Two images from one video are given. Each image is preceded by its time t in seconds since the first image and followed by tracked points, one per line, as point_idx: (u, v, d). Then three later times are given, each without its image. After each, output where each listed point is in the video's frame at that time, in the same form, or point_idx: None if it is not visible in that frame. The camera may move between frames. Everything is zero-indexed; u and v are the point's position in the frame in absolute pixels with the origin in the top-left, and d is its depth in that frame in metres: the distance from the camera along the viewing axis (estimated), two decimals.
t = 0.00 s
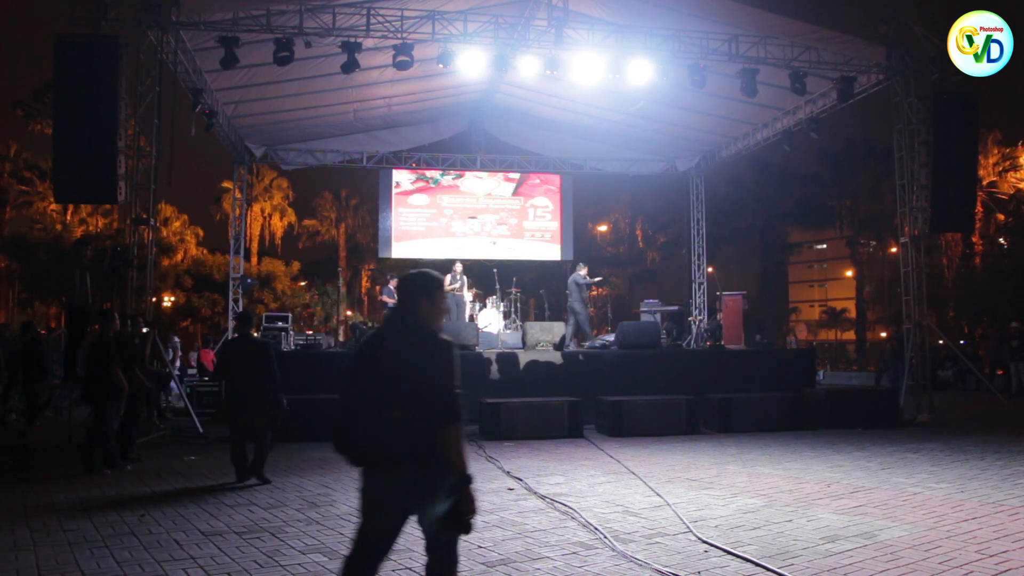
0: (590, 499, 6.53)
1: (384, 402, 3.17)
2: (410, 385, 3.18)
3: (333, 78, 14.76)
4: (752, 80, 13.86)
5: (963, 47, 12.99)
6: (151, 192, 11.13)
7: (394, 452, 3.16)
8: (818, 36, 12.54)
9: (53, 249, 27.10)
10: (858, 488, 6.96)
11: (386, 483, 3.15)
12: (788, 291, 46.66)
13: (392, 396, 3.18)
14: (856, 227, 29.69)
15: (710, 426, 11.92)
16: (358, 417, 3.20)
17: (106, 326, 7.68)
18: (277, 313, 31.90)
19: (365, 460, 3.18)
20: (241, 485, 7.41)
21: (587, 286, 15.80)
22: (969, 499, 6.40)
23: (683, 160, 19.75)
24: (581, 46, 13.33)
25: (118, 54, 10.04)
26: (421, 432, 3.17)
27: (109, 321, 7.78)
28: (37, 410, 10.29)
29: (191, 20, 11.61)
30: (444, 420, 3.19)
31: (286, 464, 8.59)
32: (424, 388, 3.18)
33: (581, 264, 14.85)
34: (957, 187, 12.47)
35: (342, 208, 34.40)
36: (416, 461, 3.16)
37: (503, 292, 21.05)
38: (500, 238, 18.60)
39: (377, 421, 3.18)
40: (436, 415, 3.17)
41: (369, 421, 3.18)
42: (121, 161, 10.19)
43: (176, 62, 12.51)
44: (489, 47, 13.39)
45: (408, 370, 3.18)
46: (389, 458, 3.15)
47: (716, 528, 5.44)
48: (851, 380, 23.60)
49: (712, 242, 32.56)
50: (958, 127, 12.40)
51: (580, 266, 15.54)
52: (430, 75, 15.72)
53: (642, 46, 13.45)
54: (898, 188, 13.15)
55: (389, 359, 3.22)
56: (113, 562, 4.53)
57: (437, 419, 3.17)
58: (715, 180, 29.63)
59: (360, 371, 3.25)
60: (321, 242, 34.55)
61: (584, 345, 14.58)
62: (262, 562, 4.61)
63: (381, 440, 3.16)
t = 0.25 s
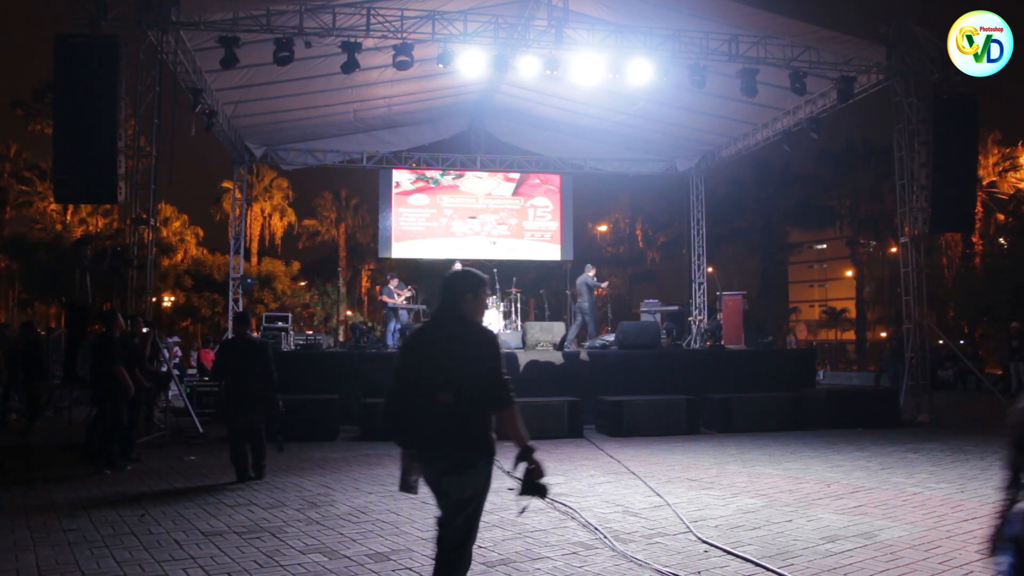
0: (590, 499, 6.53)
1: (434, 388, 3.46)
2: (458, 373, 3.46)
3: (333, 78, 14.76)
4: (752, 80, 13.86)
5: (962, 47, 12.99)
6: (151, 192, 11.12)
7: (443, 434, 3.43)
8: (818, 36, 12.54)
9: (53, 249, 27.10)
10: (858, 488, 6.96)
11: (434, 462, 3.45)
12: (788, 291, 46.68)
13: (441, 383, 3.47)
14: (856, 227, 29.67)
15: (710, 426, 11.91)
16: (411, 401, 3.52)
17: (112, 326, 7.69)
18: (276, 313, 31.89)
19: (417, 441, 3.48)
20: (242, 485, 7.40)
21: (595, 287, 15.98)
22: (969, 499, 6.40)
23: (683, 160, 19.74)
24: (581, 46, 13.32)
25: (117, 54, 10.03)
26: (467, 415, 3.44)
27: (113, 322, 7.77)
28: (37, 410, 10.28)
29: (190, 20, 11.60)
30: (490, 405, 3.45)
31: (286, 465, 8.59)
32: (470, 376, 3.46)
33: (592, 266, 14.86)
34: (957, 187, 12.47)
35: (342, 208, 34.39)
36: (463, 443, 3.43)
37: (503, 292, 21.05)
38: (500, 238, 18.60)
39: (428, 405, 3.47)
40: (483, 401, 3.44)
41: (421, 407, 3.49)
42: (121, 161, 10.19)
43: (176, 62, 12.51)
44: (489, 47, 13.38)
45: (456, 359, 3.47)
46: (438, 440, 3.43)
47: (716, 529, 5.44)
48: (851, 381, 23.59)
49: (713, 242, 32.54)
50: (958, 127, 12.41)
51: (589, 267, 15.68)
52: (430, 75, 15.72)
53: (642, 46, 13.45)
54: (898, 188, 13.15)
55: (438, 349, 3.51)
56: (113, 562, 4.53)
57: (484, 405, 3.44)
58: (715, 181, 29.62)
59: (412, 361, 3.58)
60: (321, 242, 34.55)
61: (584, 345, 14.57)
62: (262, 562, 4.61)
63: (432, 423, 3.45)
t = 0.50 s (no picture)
0: (590, 499, 6.53)
1: (475, 395, 3.27)
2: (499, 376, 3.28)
3: (333, 78, 14.76)
4: (752, 80, 13.85)
5: (962, 47, 12.99)
6: (152, 192, 11.14)
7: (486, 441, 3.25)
8: (818, 36, 12.54)
9: (53, 249, 27.12)
10: (858, 488, 6.96)
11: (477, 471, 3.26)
12: (788, 291, 46.73)
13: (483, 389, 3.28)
14: (856, 227, 29.73)
15: (710, 426, 11.93)
16: (452, 411, 3.34)
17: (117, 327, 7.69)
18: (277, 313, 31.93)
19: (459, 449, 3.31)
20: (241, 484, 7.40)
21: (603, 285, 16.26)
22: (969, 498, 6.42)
23: (683, 160, 19.75)
24: (581, 46, 13.31)
25: (118, 54, 10.04)
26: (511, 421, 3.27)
27: (119, 322, 7.78)
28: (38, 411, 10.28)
29: (191, 20, 11.61)
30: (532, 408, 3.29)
31: (287, 465, 8.59)
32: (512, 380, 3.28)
33: (597, 264, 15.05)
34: (957, 187, 12.48)
35: (342, 208, 34.40)
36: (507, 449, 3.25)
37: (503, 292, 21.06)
38: (500, 238, 18.61)
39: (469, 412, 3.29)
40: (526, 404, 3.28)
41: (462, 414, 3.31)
42: (121, 161, 10.20)
43: (176, 62, 12.53)
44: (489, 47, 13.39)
45: (495, 363, 3.29)
46: (479, 447, 3.25)
47: (716, 528, 5.44)
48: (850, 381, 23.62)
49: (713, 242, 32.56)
50: (958, 127, 12.41)
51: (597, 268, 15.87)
52: (430, 75, 15.72)
53: (642, 46, 13.44)
54: (898, 189, 13.15)
55: (478, 354, 3.33)
56: (112, 562, 4.53)
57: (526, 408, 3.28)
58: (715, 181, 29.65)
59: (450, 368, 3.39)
60: (321, 242, 34.56)
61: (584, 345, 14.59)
62: (262, 562, 4.61)
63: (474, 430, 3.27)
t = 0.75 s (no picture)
0: (590, 499, 6.53)
1: (512, 387, 3.67)
2: (533, 369, 3.68)
3: (333, 78, 14.76)
4: (752, 80, 13.85)
5: (963, 47, 13.00)
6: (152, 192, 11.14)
7: (522, 426, 3.61)
8: (819, 36, 12.55)
9: (53, 249, 27.13)
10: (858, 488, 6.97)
11: (516, 454, 3.59)
12: (788, 291, 46.76)
13: (519, 379, 3.68)
14: (856, 227, 29.75)
15: (710, 426, 11.93)
16: (493, 403, 3.72)
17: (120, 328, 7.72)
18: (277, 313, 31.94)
19: (501, 436, 3.67)
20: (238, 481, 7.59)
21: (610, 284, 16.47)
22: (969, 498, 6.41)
23: (683, 160, 19.75)
24: (581, 46, 13.32)
25: (118, 53, 10.04)
26: (545, 409, 3.63)
27: (124, 321, 7.82)
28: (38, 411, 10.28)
29: (191, 20, 11.62)
30: (562, 398, 3.66)
31: (286, 464, 8.59)
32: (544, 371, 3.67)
33: (604, 266, 15.16)
34: (956, 187, 12.48)
35: (342, 208, 34.41)
36: (543, 434, 3.61)
37: (503, 292, 21.06)
38: (500, 238, 18.61)
39: (506, 401, 3.67)
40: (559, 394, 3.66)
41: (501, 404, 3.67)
42: (121, 161, 10.21)
43: (176, 62, 12.53)
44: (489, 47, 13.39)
45: (534, 357, 3.69)
46: (520, 432, 3.60)
47: (716, 529, 5.44)
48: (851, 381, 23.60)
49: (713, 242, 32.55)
50: (958, 127, 12.40)
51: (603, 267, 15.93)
52: (430, 75, 15.73)
53: (642, 47, 13.44)
54: (898, 188, 13.16)
55: (514, 349, 3.75)
56: (113, 562, 4.53)
57: (558, 397, 3.65)
58: (715, 181, 29.64)
59: (490, 364, 3.81)
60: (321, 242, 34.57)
61: (584, 345, 14.59)
62: (262, 562, 4.61)
63: (512, 418, 3.64)
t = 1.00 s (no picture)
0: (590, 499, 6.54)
1: (559, 391, 3.75)
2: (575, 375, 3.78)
3: (333, 78, 14.77)
4: (752, 80, 13.85)
5: (962, 46, 13.01)
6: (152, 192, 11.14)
7: (565, 430, 3.72)
8: (818, 36, 12.55)
9: (53, 249, 27.13)
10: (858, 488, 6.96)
11: (560, 456, 3.67)
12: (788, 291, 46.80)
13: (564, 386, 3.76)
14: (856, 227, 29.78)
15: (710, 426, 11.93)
16: (537, 406, 3.78)
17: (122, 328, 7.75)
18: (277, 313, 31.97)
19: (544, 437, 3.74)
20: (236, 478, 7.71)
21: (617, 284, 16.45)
22: (969, 499, 6.40)
23: (683, 160, 19.75)
24: (581, 46, 13.31)
25: (118, 53, 10.04)
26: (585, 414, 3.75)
27: (131, 321, 7.82)
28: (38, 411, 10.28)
29: (191, 20, 11.62)
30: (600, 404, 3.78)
31: (286, 464, 8.59)
32: (588, 376, 3.79)
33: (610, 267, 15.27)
34: (956, 187, 12.49)
35: (343, 208, 34.43)
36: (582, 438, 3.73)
37: (503, 292, 21.05)
38: (500, 238, 18.61)
39: (551, 406, 3.75)
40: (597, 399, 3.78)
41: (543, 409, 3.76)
42: (121, 161, 10.21)
43: (176, 62, 12.52)
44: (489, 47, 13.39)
45: (578, 364, 3.80)
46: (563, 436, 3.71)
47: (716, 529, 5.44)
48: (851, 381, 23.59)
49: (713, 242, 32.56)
50: (958, 127, 12.41)
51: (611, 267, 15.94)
52: (430, 75, 15.72)
53: (642, 47, 13.44)
54: (898, 188, 13.16)
55: (558, 358, 3.83)
56: (113, 562, 4.53)
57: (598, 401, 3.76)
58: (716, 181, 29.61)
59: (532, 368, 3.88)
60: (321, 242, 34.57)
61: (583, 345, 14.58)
62: (262, 562, 4.61)
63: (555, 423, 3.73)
